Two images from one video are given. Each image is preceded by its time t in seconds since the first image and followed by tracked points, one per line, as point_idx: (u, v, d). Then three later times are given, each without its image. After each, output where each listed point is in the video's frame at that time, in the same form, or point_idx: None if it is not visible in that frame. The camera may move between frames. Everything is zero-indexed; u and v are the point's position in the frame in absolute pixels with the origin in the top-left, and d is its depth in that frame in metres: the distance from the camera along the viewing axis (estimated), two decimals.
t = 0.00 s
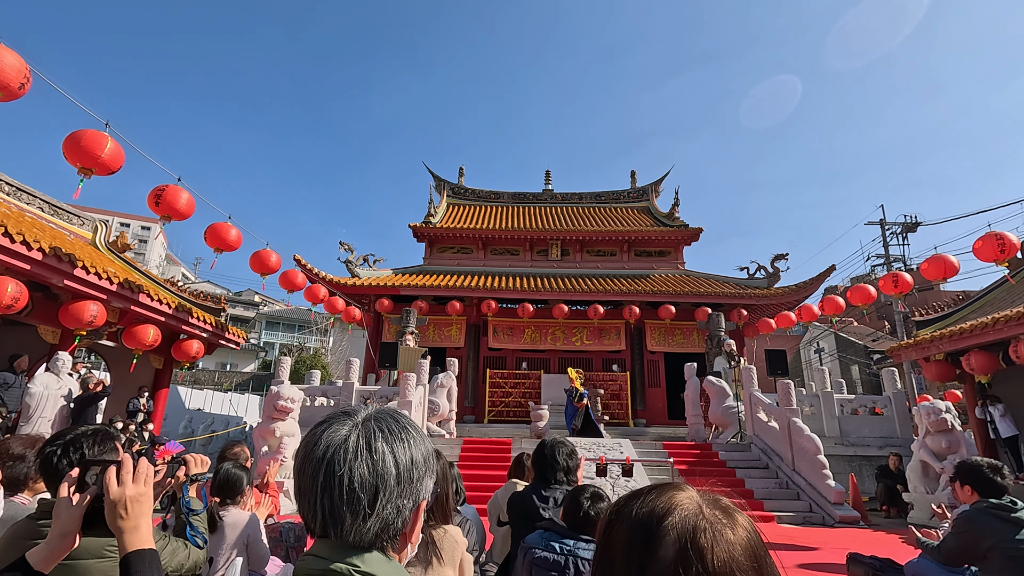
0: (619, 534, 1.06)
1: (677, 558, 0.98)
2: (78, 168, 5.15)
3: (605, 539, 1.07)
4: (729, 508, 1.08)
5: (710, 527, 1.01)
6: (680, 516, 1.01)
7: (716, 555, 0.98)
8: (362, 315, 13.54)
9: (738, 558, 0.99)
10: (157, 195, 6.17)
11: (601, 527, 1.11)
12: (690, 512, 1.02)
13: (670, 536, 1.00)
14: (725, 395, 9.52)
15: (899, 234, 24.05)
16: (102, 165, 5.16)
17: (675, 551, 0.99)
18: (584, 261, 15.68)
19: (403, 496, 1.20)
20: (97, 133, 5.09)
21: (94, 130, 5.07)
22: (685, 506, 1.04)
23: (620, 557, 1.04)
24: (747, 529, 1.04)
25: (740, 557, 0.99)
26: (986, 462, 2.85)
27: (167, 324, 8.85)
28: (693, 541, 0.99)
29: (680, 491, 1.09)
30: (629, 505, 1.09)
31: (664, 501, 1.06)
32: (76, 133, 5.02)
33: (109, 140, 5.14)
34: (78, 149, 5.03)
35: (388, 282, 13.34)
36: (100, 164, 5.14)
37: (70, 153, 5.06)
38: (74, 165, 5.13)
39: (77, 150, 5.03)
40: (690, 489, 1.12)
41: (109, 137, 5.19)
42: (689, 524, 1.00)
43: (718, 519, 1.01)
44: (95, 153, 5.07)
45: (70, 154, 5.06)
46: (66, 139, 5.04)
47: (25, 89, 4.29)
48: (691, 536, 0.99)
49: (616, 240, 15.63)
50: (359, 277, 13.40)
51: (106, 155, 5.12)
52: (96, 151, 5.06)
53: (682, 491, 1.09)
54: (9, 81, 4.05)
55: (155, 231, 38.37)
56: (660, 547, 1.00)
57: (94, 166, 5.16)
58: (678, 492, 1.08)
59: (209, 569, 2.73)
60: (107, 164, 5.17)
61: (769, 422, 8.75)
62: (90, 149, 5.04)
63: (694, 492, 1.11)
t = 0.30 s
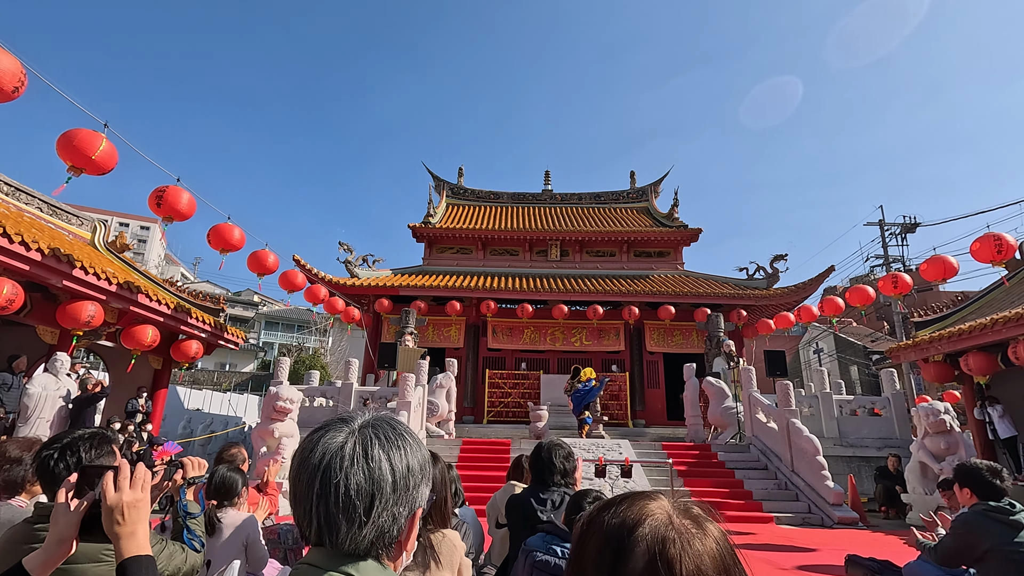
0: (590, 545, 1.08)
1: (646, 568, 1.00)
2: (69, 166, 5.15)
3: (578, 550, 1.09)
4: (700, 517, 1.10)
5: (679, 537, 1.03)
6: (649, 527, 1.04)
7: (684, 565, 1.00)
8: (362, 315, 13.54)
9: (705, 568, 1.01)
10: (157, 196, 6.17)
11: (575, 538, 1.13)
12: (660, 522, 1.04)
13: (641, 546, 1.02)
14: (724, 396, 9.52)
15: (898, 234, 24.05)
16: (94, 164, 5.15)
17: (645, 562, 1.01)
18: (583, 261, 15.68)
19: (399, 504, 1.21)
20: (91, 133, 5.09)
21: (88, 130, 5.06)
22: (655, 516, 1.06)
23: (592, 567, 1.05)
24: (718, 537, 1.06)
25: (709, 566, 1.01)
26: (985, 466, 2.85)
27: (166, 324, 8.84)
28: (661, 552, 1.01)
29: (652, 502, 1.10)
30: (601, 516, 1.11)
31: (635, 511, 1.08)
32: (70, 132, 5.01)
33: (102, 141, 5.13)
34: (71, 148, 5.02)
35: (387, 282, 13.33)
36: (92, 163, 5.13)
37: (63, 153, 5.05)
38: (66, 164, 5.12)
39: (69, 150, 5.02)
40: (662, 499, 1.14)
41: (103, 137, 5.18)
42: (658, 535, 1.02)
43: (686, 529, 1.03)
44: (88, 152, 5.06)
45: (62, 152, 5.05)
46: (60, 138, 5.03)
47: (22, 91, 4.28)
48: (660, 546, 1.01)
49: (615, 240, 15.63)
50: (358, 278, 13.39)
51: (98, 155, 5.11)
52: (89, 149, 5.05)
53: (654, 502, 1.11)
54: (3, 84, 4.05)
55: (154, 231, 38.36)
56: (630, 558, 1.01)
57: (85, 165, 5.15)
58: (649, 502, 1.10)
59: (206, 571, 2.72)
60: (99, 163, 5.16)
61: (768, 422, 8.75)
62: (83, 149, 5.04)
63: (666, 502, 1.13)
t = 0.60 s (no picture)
0: (559, 545, 1.11)
1: (613, 566, 1.03)
2: (72, 166, 5.15)
3: (548, 550, 1.12)
4: (666, 516, 1.12)
5: (644, 535, 1.05)
6: (615, 525, 1.06)
7: (649, 563, 1.02)
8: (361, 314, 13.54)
9: (670, 565, 1.03)
10: (159, 195, 6.16)
11: (545, 539, 1.15)
12: (626, 521, 1.07)
13: (607, 545, 1.04)
14: (723, 395, 9.52)
15: (897, 234, 24.07)
16: (97, 163, 5.15)
17: (611, 560, 1.03)
18: (583, 261, 15.68)
19: (392, 502, 1.21)
20: (93, 132, 5.08)
21: (90, 129, 5.05)
22: (621, 516, 1.08)
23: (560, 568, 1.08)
24: (683, 536, 1.09)
25: (675, 563, 1.03)
26: (980, 465, 2.86)
27: (164, 323, 8.82)
28: (628, 551, 1.03)
29: (619, 501, 1.13)
30: (571, 517, 1.14)
31: (602, 510, 1.10)
32: (73, 131, 5.00)
33: (105, 139, 5.13)
34: (74, 148, 5.02)
35: (386, 281, 13.33)
36: (96, 162, 5.13)
37: (66, 153, 5.05)
38: (69, 163, 5.12)
39: (72, 149, 5.02)
40: (629, 498, 1.16)
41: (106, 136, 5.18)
42: (623, 533, 1.05)
43: (651, 528, 1.06)
44: (91, 151, 5.06)
45: (65, 153, 5.05)
46: (62, 137, 5.02)
47: (16, 88, 4.27)
48: (625, 544, 1.04)
49: (615, 240, 15.63)
50: (357, 277, 13.39)
51: (101, 154, 5.11)
52: (91, 149, 5.04)
53: (621, 500, 1.14)
54: None
55: (153, 230, 38.36)
56: (598, 556, 1.04)
57: (89, 164, 5.14)
58: (616, 501, 1.12)
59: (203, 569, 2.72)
60: (101, 162, 5.16)
61: (767, 422, 8.76)
62: (86, 148, 5.03)
63: (633, 501, 1.15)
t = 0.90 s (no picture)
0: (529, 538, 1.12)
1: (580, 556, 1.04)
2: (88, 167, 5.15)
3: (517, 544, 1.12)
4: (632, 507, 1.14)
5: (610, 525, 1.07)
6: (584, 516, 1.08)
7: (614, 552, 1.03)
8: (361, 314, 13.54)
9: (635, 555, 1.05)
10: (160, 193, 6.16)
11: (515, 534, 1.15)
12: (594, 512, 1.08)
13: (575, 535, 1.05)
14: (723, 395, 9.51)
15: (897, 234, 24.06)
16: (109, 163, 5.16)
17: (579, 550, 1.04)
18: (582, 260, 15.67)
19: (384, 501, 1.21)
20: (102, 131, 5.07)
21: (99, 127, 5.05)
22: (589, 507, 1.10)
23: (529, 559, 1.09)
24: (649, 526, 1.11)
25: (639, 552, 1.05)
26: (977, 464, 2.86)
27: (163, 322, 8.82)
28: (594, 540, 1.04)
29: (588, 493, 1.15)
30: (541, 510, 1.14)
31: (572, 503, 1.12)
32: (82, 130, 5.00)
33: (114, 137, 5.13)
34: (85, 147, 5.02)
35: (386, 280, 13.33)
36: (108, 162, 5.14)
37: (76, 154, 5.05)
38: (83, 165, 5.13)
39: (83, 150, 5.02)
40: (597, 491, 1.18)
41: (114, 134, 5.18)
42: (592, 524, 1.06)
43: (617, 518, 1.08)
44: (102, 152, 5.06)
45: (77, 154, 5.05)
46: (72, 137, 5.02)
47: (14, 85, 4.27)
48: (593, 534, 1.05)
49: (615, 239, 15.63)
50: (357, 276, 13.39)
51: (112, 153, 5.12)
52: (102, 150, 5.05)
53: (590, 493, 1.15)
54: None
55: (153, 229, 38.36)
56: (566, 545, 1.05)
57: (102, 164, 5.14)
58: (585, 494, 1.14)
59: (201, 568, 2.72)
60: (112, 162, 5.17)
61: (767, 421, 8.75)
62: (97, 148, 5.03)
63: (601, 494, 1.17)
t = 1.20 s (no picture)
0: (537, 525, 1.15)
1: (587, 542, 1.07)
2: (96, 168, 5.15)
3: (526, 534, 1.15)
4: (636, 495, 1.17)
5: (617, 513, 1.09)
6: (591, 504, 1.10)
7: (620, 538, 1.06)
8: (360, 314, 13.53)
9: (640, 541, 1.08)
10: (158, 193, 6.15)
11: (523, 522, 1.18)
12: (601, 500, 1.11)
13: (582, 523, 1.08)
14: (723, 395, 9.50)
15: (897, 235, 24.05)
16: (117, 163, 5.15)
17: (586, 536, 1.07)
18: (582, 261, 15.66)
19: (386, 501, 1.20)
20: (107, 131, 5.07)
21: (104, 127, 5.05)
22: (595, 495, 1.12)
23: (538, 545, 1.12)
24: (652, 514, 1.14)
25: (643, 538, 1.08)
26: (979, 464, 2.85)
27: (163, 322, 8.80)
28: (601, 528, 1.07)
29: (594, 482, 1.17)
30: (548, 499, 1.17)
31: (579, 491, 1.14)
32: (88, 130, 4.99)
33: (120, 137, 5.12)
34: (90, 147, 5.01)
35: (386, 281, 13.31)
36: (115, 162, 5.13)
37: (82, 153, 5.04)
38: (91, 166, 5.12)
39: (89, 150, 5.02)
40: (603, 480, 1.21)
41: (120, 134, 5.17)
42: (598, 511, 1.09)
43: (622, 506, 1.10)
44: (108, 152, 5.06)
45: (83, 154, 5.04)
46: (78, 136, 5.02)
47: (15, 85, 4.26)
48: (600, 521, 1.08)
49: (615, 240, 15.63)
50: (357, 277, 13.37)
51: (119, 153, 5.11)
52: (108, 150, 5.05)
53: (596, 482, 1.18)
54: None
55: (153, 230, 38.34)
56: (573, 531, 1.08)
57: (109, 164, 5.13)
58: (590, 483, 1.16)
59: (200, 569, 2.70)
60: (119, 162, 5.16)
61: (767, 422, 8.73)
62: (102, 148, 5.02)
63: (607, 483, 1.20)
